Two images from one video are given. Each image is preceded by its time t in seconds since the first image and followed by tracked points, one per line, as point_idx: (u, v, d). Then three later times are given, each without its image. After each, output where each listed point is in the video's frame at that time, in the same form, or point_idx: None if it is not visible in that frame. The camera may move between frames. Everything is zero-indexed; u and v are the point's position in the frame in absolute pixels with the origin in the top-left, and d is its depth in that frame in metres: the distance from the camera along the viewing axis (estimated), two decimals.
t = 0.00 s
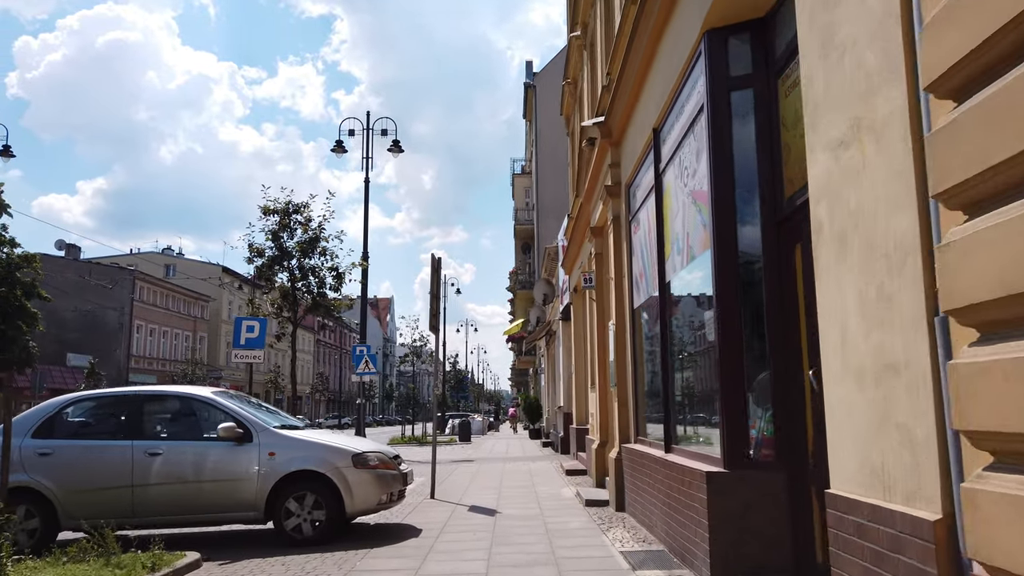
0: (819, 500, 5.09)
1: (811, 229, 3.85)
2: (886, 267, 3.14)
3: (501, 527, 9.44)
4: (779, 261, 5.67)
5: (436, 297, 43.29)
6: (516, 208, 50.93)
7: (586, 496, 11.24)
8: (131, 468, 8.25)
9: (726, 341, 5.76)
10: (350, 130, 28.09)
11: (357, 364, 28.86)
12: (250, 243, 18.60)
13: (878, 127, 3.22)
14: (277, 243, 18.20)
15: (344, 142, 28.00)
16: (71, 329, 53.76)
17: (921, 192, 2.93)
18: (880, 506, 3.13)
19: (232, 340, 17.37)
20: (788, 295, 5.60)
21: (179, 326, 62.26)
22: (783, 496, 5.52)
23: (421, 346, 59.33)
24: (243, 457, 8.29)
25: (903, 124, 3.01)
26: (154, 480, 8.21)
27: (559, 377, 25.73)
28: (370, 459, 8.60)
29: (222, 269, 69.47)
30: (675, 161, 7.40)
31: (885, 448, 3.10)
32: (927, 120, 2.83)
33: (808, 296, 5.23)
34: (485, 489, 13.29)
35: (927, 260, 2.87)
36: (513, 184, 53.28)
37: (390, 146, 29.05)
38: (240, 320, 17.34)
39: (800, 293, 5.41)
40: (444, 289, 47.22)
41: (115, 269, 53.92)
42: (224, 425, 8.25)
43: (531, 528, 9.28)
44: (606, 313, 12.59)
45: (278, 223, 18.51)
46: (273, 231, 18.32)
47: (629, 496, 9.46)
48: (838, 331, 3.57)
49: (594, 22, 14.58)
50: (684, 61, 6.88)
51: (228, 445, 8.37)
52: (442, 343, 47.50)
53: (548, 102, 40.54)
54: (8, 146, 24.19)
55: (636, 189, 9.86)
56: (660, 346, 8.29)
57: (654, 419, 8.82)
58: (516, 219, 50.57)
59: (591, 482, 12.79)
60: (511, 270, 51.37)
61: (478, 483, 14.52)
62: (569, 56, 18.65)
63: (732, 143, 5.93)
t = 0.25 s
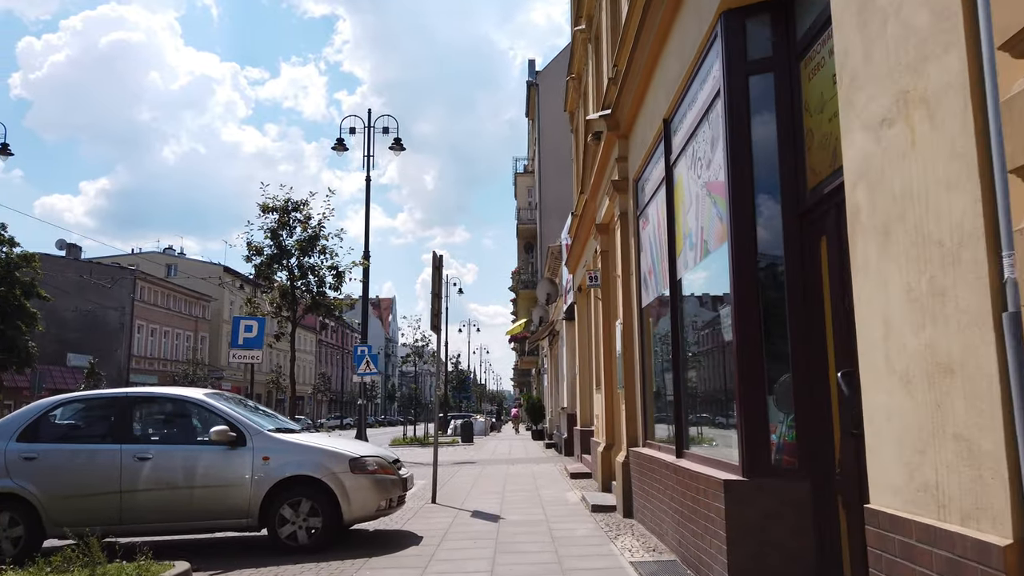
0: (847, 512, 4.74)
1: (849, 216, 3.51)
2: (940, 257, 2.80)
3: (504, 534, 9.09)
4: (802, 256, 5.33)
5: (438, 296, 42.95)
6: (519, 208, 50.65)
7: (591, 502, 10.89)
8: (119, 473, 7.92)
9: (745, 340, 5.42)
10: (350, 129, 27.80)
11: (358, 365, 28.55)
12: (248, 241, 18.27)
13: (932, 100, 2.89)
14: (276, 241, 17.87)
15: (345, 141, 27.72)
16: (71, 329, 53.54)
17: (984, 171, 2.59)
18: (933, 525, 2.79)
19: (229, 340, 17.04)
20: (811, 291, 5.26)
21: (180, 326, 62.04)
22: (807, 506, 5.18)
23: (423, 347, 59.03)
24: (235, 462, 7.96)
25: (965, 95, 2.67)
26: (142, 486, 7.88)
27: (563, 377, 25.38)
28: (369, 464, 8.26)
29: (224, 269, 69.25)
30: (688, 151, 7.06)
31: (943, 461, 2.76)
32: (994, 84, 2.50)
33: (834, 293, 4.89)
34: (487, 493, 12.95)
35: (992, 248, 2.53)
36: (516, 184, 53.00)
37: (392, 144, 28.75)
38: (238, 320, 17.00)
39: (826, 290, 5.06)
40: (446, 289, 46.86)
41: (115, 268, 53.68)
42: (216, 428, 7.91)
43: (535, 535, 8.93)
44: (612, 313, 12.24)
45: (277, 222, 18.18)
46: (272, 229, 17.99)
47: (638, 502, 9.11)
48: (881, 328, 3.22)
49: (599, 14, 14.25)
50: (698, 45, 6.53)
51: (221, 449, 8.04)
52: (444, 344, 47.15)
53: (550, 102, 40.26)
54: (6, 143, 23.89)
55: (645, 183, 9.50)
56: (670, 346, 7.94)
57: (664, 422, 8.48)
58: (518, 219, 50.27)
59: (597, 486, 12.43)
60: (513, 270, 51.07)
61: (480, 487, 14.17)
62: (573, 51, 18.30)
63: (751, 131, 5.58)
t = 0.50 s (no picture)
0: (875, 515, 4.40)
1: (887, 188, 3.18)
2: (1000, 227, 2.47)
3: (506, 537, 8.75)
4: (824, 241, 4.98)
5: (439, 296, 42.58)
6: (521, 207, 50.31)
7: (596, 503, 10.54)
8: (103, 473, 7.59)
9: (762, 331, 5.07)
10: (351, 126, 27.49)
11: (358, 364, 28.22)
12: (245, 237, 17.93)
13: (988, 50, 2.56)
14: (273, 237, 17.55)
15: (345, 138, 27.40)
16: (72, 329, 53.28)
17: None
18: (993, 531, 2.45)
19: (226, 338, 16.70)
20: (834, 279, 4.91)
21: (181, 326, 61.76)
22: (830, 509, 4.83)
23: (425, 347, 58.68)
24: (224, 462, 7.62)
25: None
26: (128, 486, 7.55)
27: (566, 377, 25.04)
28: (364, 464, 7.91)
29: (225, 269, 68.98)
30: (698, 136, 6.70)
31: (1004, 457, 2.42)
32: None
33: (859, 279, 4.55)
34: (488, 494, 12.60)
35: None
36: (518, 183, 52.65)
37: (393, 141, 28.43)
38: (234, 317, 16.67)
39: (851, 277, 4.72)
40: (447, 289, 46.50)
41: (115, 267, 53.43)
42: (204, 426, 7.57)
43: (538, 538, 8.59)
44: (617, 308, 11.89)
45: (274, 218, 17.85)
46: (269, 225, 17.66)
47: (645, 504, 8.75)
48: (927, 311, 2.88)
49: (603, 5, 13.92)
50: (710, 23, 6.17)
51: (209, 448, 7.70)
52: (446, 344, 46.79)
53: (553, 100, 39.92)
54: None
55: (651, 173, 9.15)
56: (679, 341, 7.60)
57: (672, 420, 8.12)
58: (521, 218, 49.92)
59: (601, 487, 12.09)
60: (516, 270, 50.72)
61: (481, 487, 13.83)
62: (576, 43, 17.95)
63: (768, 110, 5.23)
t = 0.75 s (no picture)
0: (909, 525, 4.03)
1: (935, 161, 2.82)
2: None
3: (507, 543, 8.40)
4: (849, 229, 4.62)
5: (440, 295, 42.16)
6: (523, 205, 49.95)
7: (600, 507, 10.18)
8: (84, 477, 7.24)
9: (782, 325, 4.69)
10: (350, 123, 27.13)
11: (358, 364, 27.88)
12: (241, 234, 17.58)
13: None
14: (270, 234, 17.20)
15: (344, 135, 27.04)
16: (72, 329, 53.02)
17: None
18: None
19: (221, 337, 16.36)
20: (860, 269, 4.55)
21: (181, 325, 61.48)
22: (856, 517, 4.47)
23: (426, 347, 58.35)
24: (211, 465, 7.27)
25: None
26: (110, 491, 7.19)
27: (569, 377, 24.69)
28: (358, 468, 7.54)
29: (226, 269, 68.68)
30: (710, 121, 6.33)
31: None
32: None
33: (890, 269, 4.18)
34: (489, 497, 12.25)
35: None
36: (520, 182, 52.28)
37: (393, 138, 28.07)
38: (230, 315, 16.32)
39: (880, 266, 4.35)
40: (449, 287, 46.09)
41: (115, 267, 53.15)
42: (189, 429, 7.21)
43: (541, 544, 8.23)
44: (621, 305, 11.49)
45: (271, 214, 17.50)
46: (266, 222, 17.31)
47: (652, 509, 8.38)
48: (988, 298, 2.50)
49: None
50: None
51: (195, 451, 7.34)
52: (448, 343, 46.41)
53: (555, 97, 39.54)
54: None
55: (659, 163, 8.76)
56: (689, 338, 7.22)
57: (681, 421, 7.75)
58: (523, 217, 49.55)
59: (605, 490, 11.73)
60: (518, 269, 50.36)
61: (482, 490, 13.47)
62: (579, 35, 17.55)
63: (788, 87, 4.85)
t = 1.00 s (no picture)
0: (951, 538, 3.67)
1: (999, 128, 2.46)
2: None
3: (509, 549, 8.05)
4: (880, 213, 4.26)
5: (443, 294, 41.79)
6: (525, 204, 49.57)
7: (605, 511, 9.83)
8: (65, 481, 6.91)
9: (806, 321, 4.36)
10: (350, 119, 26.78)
11: (358, 363, 27.55)
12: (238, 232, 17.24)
13: None
14: (267, 231, 16.86)
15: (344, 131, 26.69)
16: (72, 329, 52.77)
17: None
18: None
19: (217, 336, 16.03)
20: (891, 257, 4.19)
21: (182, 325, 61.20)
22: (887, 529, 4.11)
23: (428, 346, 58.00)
24: (199, 469, 6.92)
25: None
26: (92, 496, 6.86)
27: (572, 376, 24.33)
28: (353, 472, 7.19)
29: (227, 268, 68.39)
30: (724, 106, 5.96)
31: None
32: None
33: (927, 259, 3.84)
34: (491, 500, 11.91)
35: None
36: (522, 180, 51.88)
37: (394, 135, 27.71)
38: (226, 314, 15.99)
39: (913, 256, 4.00)
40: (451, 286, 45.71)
41: (115, 266, 52.86)
42: (174, 431, 6.86)
43: (544, 551, 7.89)
44: (627, 303, 11.11)
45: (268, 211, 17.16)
46: (263, 219, 16.97)
47: (661, 514, 8.02)
48: None
49: None
50: None
51: (182, 454, 7.00)
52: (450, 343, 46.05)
53: (557, 94, 39.15)
54: None
55: (667, 154, 8.39)
56: (700, 335, 6.86)
57: (691, 423, 7.38)
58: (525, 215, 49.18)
59: (610, 492, 11.38)
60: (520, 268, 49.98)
61: (483, 492, 13.13)
62: (583, 27, 17.15)
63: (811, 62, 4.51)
